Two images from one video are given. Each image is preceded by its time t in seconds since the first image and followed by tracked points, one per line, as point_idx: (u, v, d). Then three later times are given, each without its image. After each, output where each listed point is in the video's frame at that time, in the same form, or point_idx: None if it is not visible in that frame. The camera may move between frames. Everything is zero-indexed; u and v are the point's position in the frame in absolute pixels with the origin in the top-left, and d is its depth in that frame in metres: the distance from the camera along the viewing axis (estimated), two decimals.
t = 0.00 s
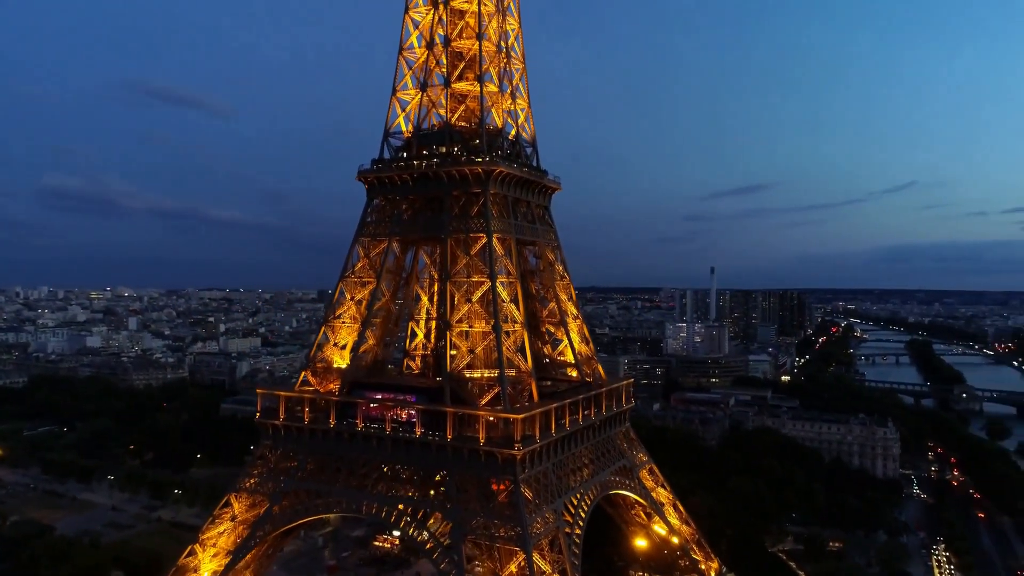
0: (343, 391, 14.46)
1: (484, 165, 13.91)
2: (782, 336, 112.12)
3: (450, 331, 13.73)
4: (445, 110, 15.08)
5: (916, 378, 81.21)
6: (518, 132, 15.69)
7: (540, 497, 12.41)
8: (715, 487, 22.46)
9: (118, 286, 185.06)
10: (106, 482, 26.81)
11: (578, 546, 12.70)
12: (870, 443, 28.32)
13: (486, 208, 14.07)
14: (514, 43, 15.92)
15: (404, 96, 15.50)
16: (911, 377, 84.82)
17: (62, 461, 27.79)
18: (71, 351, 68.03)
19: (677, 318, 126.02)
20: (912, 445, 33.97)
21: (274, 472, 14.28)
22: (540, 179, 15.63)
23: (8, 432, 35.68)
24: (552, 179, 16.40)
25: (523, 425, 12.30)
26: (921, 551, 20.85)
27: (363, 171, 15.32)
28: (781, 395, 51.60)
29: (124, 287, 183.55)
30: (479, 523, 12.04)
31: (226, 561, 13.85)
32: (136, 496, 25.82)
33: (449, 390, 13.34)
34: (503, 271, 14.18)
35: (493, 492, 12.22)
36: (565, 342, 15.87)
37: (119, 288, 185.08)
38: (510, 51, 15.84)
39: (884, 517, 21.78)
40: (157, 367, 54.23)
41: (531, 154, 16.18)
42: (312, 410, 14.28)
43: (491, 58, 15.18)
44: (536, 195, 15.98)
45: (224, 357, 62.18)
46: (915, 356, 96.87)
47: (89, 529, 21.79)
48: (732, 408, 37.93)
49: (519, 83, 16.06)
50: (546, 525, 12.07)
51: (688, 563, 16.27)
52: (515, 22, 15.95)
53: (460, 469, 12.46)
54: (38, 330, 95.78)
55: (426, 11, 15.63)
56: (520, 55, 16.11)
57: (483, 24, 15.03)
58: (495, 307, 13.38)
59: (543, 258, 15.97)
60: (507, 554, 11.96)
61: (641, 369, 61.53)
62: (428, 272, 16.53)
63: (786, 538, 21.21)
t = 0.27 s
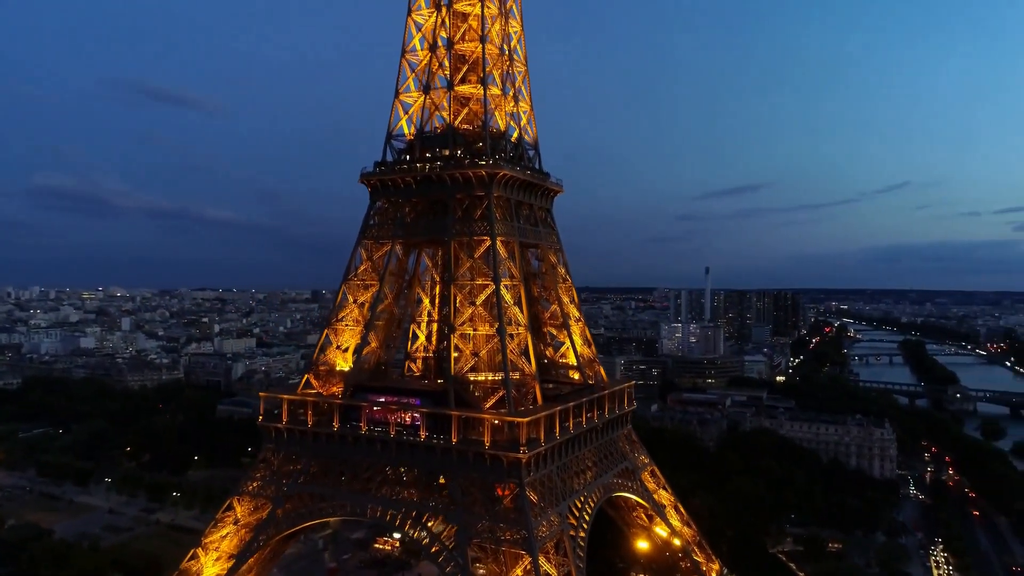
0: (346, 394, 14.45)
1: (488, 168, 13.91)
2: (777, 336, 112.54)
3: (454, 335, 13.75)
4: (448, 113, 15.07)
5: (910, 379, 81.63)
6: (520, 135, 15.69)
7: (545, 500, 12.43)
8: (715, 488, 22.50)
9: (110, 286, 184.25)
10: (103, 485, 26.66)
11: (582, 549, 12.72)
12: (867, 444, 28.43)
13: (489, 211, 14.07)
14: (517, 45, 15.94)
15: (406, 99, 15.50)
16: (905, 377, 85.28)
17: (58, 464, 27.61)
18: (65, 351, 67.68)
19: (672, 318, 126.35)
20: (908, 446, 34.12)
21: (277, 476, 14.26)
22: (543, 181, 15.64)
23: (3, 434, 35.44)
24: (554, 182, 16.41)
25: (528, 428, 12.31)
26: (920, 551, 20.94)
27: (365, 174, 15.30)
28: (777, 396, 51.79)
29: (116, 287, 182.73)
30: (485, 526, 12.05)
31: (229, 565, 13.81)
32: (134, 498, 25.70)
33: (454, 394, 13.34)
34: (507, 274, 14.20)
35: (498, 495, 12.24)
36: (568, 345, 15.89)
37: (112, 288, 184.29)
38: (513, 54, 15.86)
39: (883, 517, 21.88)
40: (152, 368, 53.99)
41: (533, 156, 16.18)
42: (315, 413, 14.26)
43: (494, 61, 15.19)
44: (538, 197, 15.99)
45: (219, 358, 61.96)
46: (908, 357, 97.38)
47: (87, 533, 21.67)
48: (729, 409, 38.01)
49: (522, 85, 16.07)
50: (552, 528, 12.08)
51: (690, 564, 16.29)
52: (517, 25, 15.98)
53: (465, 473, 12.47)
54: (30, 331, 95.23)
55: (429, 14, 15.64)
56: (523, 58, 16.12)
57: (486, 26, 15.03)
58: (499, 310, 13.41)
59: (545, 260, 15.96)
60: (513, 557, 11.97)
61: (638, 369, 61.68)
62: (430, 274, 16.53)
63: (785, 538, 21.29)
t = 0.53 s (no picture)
0: (347, 397, 14.45)
1: (490, 171, 13.91)
2: (769, 336, 113.00)
3: (456, 338, 13.76)
4: (450, 115, 15.06)
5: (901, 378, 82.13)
6: (521, 137, 15.69)
7: (548, 503, 12.44)
8: (713, 489, 22.56)
9: (100, 287, 183.20)
10: (99, 488, 26.48)
11: (586, 551, 12.73)
12: (862, 444, 28.58)
13: (492, 214, 14.07)
14: (518, 48, 15.95)
15: (407, 102, 15.48)
16: (896, 377, 85.86)
17: (53, 467, 27.40)
18: (56, 353, 67.16)
19: (664, 319, 126.71)
20: (901, 446, 34.35)
21: (278, 480, 14.24)
22: (544, 184, 15.65)
23: None
24: (555, 184, 16.41)
25: (531, 431, 12.33)
26: (916, 551, 21.09)
27: (366, 177, 15.27)
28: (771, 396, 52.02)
29: (106, 287, 181.62)
30: (489, 529, 12.04)
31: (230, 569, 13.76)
32: (129, 501, 25.54)
33: (456, 397, 13.35)
34: (509, 277, 14.22)
35: (502, 499, 12.25)
36: (568, 347, 15.91)
37: (102, 288, 183.25)
38: (514, 57, 15.86)
39: (879, 517, 22.01)
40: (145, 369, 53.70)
41: (534, 159, 16.18)
42: (316, 416, 14.22)
43: (495, 63, 15.20)
44: (539, 200, 16.00)
45: (213, 358, 61.71)
46: (900, 356, 97.95)
47: (83, 536, 21.52)
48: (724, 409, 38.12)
49: (522, 88, 16.08)
50: (555, 531, 12.10)
51: (690, 565, 16.34)
52: (518, 28, 15.99)
53: (468, 476, 12.48)
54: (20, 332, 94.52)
55: (430, 17, 15.64)
56: (523, 61, 16.13)
57: (487, 29, 15.03)
58: (501, 313, 13.43)
59: (545, 262, 15.97)
60: (517, 560, 11.98)
61: (632, 369, 61.81)
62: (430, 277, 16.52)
63: (783, 539, 21.42)
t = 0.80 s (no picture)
0: (350, 400, 14.44)
1: (493, 175, 13.92)
2: (763, 336, 113.35)
3: (460, 341, 13.76)
4: (452, 118, 15.09)
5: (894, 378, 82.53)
6: (523, 140, 15.71)
7: (553, 506, 12.47)
8: (712, 490, 22.63)
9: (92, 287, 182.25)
10: (95, 491, 26.35)
11: (590, 554, 12.76)
12: (859, 445, 28.75)
13: (495, 217, 14.09)
14: (519, 51, 15.97)
15: (409, 104, 15.50)
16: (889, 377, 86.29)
17: (49, 469, 27.23)
18: (49, 354, 66.73)
19: (659, 319, 126.95)
20: (897, 446, 34.50)
21: (281, 483, 14.23)
22: (546, 187, 15.68)
23: None
24: (556, 187, 16.44)
25: (536, 435, 12.35)
26: (914, 552, 21.21)
27: (369, 179, 15.28)
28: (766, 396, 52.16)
29: (98, 287, 180.68)
30: (493, 532, 12.06)
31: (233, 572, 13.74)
32: (126, 504, 25.41)
33: (460, 400, 13.36)
34: (512, 280, 14.24)
35: (506, 502, 12.27)
36: (570, 349, 15.95)
37: (93, 288, 182.28)
38: (515, 60, 15.89)
39: (876, 518, 22.13)
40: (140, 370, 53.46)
41: (535, 162, 16.20)
42: (319, 419, 14.19)
43: (498, 66, 15.22)
44: (541, 203, 16.02)
45: (207, 359, 61.48)
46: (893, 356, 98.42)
47: (81, 539, 21.41)
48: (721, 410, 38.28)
49: (524, 91, 16.10)
50: (560, 534, 12.13)
51: (691, 567, 16.40)
52: (520, 30, 16.01)
53: (473, 479, 12.50)
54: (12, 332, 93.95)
55: (432, 19, 15.66)
56: (525, 63, 16.15)
57: (490, 32, 15.05)
58: (506, 317, 13.43)
59: (547, 265, 15.99)
60: (521, 563, 12.00)
61: (628, 370, 61.92)
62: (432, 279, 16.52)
63: (781, 540, 21.52)
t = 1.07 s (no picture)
0: (354, 403, 14.45)
1: (497, 178, 13.94)
2: (759, 336, 113.60)
3: (465, 344, 13.76)
4: (455, 121, 15.11)
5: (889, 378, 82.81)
6: (527, 143, 15.71)
7: (559, 509, 12.49)
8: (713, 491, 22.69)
9: (85, 287, 181.62)
10: (93, 493, 26.24)
11: (595, 557, 12.79)
12: (857, 446, 28.86)
13: (499, 220, 14.10)
14: (523, 53, 15.98)
15: (413, 107, 15.51)
16: (884, 377, 86.58)
17: (46, 471, 27.13)
18: (43, 355, 66.41)
19: (654, 319, 127.20)
20: (894, 447, 34.65)
21: (285, 486, 14.20)
22: (549, 190, 15.69)
23: None
24: (559, 190, 16.45)
25: (542, 438, 12.38)
26: (914, 552, 21.31)
27: (373, 182, 15.27)
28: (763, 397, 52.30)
29: (91, 287, 179.83)
30: (499, 536, 12.06)
31: None
32: (125, 506, 25.33)
33: (465, 403, 13.37)
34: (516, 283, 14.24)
35: (513, 505, 12.28)
36: (573, 352, 15.98)
37: (87, 288, 181.61)
38: (519, 62, 15.89)
39: (876, 518, 22.22)
40: (136, 371, 53.27)
41: (538, 164, 16.21)
42: (324, 422, 14.20)
43: (502, 68, 15.23)
44: (544, 205, 16.03)
45: (204, 360, 61.27)
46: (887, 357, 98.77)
47: (80, 542, 21.33)
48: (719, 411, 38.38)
49: (527, 93, 16.09)
50: (566, 537, 12.15)
51: (693, 568, 16.46)
52: (523, 33, 16.01)
53: (479, 482, 12.51)
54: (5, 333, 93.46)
55: (435, 22, 15.67)
56: (528, 66, 16.16)
57: (494, 35, 15.07)
58: (511, 320, 13.43)
59: (550, 267, 16.01)
60: (527, 567, 12.00)
61: (625, 370, 61.97)
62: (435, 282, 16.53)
63: (781, 540, 21.59)
